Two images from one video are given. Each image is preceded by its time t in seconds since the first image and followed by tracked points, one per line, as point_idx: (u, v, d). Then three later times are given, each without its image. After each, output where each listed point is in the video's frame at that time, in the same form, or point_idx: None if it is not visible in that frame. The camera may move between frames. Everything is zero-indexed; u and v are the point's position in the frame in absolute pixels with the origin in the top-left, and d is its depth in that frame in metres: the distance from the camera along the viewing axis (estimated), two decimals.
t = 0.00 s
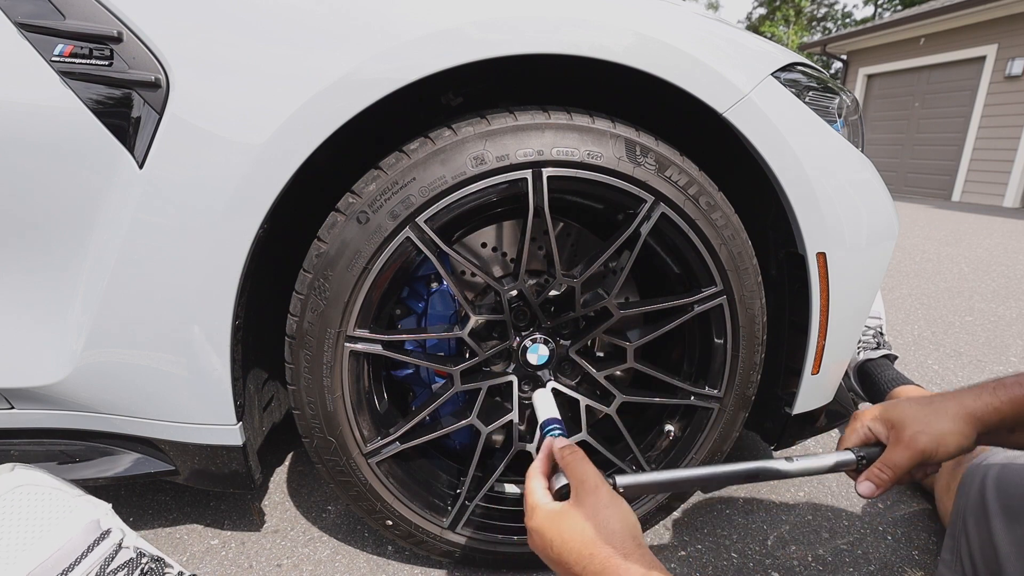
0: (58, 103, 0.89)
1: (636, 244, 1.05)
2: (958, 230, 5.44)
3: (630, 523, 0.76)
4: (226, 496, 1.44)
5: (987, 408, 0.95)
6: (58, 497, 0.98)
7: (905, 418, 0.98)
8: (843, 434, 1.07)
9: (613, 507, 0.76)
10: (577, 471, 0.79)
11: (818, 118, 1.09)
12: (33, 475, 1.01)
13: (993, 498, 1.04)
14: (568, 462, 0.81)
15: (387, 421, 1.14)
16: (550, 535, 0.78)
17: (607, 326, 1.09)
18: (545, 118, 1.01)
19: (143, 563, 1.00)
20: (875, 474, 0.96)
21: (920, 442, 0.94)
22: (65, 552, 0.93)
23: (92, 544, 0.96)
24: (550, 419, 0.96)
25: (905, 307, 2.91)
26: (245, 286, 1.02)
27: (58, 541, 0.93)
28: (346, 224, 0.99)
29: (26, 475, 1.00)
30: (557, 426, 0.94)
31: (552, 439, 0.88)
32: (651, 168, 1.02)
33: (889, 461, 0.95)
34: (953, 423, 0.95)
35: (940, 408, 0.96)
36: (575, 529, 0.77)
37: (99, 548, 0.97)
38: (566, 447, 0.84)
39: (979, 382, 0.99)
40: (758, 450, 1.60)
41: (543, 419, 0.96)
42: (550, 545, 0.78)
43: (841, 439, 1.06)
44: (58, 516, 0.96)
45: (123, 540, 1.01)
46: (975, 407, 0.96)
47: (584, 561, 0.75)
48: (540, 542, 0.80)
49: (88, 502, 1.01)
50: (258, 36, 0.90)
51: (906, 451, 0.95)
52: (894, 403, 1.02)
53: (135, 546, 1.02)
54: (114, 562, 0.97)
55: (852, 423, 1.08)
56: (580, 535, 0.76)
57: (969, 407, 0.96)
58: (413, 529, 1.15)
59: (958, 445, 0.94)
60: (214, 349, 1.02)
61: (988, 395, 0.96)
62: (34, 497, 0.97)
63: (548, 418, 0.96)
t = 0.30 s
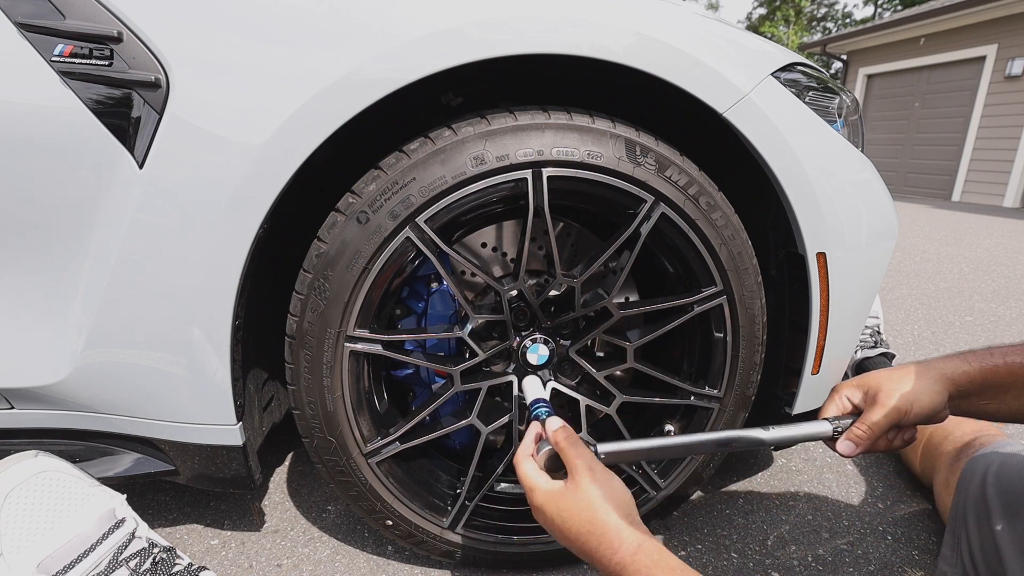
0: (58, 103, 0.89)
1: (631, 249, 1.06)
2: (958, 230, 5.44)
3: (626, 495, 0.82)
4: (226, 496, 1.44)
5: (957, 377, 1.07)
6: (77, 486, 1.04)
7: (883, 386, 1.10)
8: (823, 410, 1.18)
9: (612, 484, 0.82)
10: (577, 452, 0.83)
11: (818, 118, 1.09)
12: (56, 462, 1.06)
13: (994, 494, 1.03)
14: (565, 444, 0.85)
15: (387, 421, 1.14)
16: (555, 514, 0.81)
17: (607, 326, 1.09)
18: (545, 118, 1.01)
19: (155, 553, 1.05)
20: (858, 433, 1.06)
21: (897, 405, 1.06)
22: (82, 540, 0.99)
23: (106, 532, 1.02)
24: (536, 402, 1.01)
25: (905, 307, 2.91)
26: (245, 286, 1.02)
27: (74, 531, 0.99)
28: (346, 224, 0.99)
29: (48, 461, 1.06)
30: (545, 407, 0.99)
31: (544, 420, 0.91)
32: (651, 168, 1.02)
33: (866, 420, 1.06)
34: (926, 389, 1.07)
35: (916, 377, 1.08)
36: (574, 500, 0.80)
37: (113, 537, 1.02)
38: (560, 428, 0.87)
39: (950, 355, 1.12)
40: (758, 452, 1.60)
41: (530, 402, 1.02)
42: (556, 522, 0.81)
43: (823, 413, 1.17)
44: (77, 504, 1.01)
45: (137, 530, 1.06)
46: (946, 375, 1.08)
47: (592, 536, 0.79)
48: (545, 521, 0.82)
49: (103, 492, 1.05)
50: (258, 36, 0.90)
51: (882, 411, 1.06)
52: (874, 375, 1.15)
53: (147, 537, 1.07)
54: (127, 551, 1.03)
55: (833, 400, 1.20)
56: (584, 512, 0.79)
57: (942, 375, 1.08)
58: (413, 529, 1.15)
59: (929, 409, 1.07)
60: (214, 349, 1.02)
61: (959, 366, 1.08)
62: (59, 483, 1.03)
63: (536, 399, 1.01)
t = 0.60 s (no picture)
0: (58, 103, 0.89)
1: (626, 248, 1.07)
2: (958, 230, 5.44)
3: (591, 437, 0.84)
4: (226, 496, 1.44)
5: (902, 394, 1.13)
6: (75, 484, 1.07)
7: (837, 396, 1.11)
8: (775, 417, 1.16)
9: (575, 425, 0.84)
10: (538, 406, 0.88)
11: (819, 118, 1.09)
12: (56, 459, 1.09)
13: (992, 491, 1.03)
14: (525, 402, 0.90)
15: (387, 421, 1.14)
16: (523, 466, 0.83)
17: (607, 326, 1.09)
18: (545, 118, 1.01)
19: (154, 551, 1.06)
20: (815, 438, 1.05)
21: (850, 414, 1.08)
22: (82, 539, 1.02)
23: (105, 531, 1.05)
24: (509, 378, 1.03)
25: (905, 307, 2.91)
26: (245, 286, 1.02)
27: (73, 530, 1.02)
28: (346, 224, 0.99)
29: (47, 460, 1.08)
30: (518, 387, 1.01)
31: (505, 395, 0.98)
32: (651, 168, 1.02)
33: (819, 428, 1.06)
34: (874, 402, 1.11)
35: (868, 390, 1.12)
36: (543, 448, 0.82)
37: (112, 535, 1.05)
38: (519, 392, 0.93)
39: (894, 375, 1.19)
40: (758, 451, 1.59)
41: (503, 377, 1.03)
42: (525, 476, 0.83)
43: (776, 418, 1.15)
44: (75, 504, 1.04)
45: (136, 529, 1.09)
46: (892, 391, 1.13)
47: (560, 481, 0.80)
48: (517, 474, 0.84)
49: (102, 491, 1.08)
50: (258, 36, 0.90)
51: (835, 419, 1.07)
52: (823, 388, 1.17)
53: (146, 535, 1.09)
54: (125, 551, 1.05)
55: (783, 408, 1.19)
56: (553, 456, 0.81)
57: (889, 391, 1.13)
58: (413, 529, 1.15)
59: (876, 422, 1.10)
60: (214, 349, 1.02)
61: (903, 384, 1.15)
62: (58, 483, 1.05)
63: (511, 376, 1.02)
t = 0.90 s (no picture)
0: (58, 103, 0.89)
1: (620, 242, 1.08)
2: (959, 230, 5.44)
3: (578, 411, 0.89)
4: (226, 496, 1.44)
5: (874, 397, 1.17)
6: (76, 483, 1.07)
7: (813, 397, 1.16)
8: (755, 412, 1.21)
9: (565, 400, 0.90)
10: (531, 379, 0.93)
11: (819, 118, 1.09)
12: (54, 459, 1.09)
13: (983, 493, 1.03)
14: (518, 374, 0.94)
15: (388, 421, 1.14)
16: (511, 436, 0.88)
17: (607, 326, 1.09)
18: (545, 118, 1.01)
19: (152, 550, 1.06)
20: (785, 433, 1.11)
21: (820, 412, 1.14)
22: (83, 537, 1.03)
23: (103, 531, 1.05)
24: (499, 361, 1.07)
25: (905, 307, 2.91)
26: (245, 286, 1.02)
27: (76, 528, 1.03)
28: (346, 224, 0.99)
29: (45, 460, 1.08)
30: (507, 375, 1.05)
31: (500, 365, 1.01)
32: (651, 168, 1.02)
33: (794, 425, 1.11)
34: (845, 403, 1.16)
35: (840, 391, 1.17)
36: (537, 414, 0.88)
37: (109, 536, 1.04)
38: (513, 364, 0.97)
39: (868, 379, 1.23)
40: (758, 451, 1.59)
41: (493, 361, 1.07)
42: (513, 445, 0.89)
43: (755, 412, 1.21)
44: (75, 502, 1.05)
45: (134, 528, 1.08)
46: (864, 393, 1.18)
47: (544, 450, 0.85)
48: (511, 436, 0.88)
49: (99, 491, 1.08)
50: (258, 36, 0.90)
51: (810, 418, 1.12)
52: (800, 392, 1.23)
53: (145, 535, 1.09)
54: (123, 550, 1.04)
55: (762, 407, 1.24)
56: (545, 423, 0.87)
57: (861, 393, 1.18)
58: (413, 529, 1.15)
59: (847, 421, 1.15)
60: (215, 349, 1.02)
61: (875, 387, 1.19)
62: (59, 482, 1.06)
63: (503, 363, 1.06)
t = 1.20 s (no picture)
0: (58, 103, 0.89)
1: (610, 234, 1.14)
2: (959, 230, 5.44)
3: (566, 404, 0.92)
4: (226, 496, 1.44)
5: (895, 341, 1.16)
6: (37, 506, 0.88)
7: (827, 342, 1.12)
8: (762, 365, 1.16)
9: (551, 394, 0.92)
10: (517, 379, 0.95)
11: (818, 118, 1.09)
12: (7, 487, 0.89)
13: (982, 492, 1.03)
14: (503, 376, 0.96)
15: (388, 421, 1.14)
16: (505, 435, 0.91)
17: (607, 326, 1.09)
18: (545, 118, 1.01)
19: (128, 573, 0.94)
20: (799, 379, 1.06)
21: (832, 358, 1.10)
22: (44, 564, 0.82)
23: (76, 553, 0.88)
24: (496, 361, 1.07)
25: (906, 307, 2.91)
26: (245, 286, 1.02)
27: (45, 551, 0.83)
28: (346, 224, 0.99)
29: None
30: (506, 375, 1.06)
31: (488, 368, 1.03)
32: (651, 168, 1.02)
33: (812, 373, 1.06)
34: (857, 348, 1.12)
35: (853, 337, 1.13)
36: (525, 413, 0.90)
37: (82, 558, 0.88)
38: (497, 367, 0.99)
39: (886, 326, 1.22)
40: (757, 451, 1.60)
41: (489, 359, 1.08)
42: (507, 443, 0.92)
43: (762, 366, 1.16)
44: (38, 522, 0.85)
45: (108, 548, 0.93)
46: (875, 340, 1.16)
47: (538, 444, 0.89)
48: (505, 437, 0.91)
49: (70, 511, 0.90)
50: (258, 36, 0.90)
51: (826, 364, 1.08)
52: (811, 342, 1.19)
53: (120, 555, 0.94)
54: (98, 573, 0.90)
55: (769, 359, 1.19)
56: (535, 421, 0.89)
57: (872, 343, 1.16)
58: (413, 529, 1.15)
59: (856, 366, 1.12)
60: (214, 349, 1.02)
61: (892, 330, 1.18)
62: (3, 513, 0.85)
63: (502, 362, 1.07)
